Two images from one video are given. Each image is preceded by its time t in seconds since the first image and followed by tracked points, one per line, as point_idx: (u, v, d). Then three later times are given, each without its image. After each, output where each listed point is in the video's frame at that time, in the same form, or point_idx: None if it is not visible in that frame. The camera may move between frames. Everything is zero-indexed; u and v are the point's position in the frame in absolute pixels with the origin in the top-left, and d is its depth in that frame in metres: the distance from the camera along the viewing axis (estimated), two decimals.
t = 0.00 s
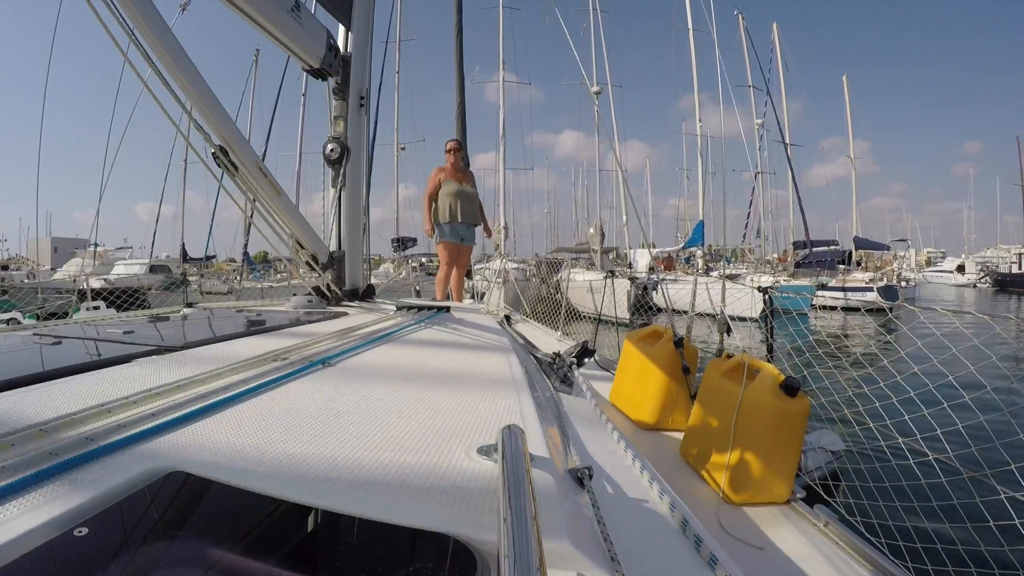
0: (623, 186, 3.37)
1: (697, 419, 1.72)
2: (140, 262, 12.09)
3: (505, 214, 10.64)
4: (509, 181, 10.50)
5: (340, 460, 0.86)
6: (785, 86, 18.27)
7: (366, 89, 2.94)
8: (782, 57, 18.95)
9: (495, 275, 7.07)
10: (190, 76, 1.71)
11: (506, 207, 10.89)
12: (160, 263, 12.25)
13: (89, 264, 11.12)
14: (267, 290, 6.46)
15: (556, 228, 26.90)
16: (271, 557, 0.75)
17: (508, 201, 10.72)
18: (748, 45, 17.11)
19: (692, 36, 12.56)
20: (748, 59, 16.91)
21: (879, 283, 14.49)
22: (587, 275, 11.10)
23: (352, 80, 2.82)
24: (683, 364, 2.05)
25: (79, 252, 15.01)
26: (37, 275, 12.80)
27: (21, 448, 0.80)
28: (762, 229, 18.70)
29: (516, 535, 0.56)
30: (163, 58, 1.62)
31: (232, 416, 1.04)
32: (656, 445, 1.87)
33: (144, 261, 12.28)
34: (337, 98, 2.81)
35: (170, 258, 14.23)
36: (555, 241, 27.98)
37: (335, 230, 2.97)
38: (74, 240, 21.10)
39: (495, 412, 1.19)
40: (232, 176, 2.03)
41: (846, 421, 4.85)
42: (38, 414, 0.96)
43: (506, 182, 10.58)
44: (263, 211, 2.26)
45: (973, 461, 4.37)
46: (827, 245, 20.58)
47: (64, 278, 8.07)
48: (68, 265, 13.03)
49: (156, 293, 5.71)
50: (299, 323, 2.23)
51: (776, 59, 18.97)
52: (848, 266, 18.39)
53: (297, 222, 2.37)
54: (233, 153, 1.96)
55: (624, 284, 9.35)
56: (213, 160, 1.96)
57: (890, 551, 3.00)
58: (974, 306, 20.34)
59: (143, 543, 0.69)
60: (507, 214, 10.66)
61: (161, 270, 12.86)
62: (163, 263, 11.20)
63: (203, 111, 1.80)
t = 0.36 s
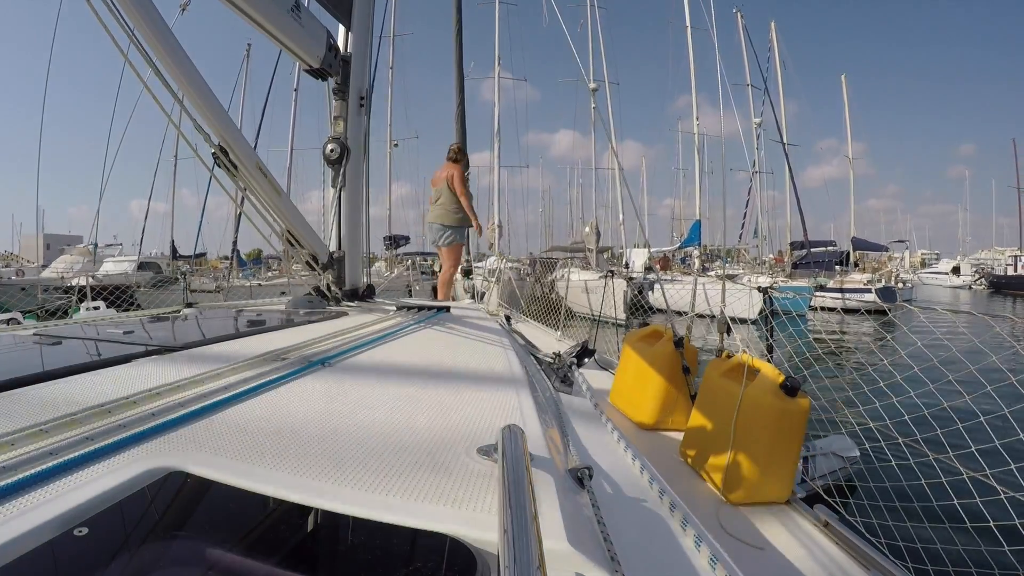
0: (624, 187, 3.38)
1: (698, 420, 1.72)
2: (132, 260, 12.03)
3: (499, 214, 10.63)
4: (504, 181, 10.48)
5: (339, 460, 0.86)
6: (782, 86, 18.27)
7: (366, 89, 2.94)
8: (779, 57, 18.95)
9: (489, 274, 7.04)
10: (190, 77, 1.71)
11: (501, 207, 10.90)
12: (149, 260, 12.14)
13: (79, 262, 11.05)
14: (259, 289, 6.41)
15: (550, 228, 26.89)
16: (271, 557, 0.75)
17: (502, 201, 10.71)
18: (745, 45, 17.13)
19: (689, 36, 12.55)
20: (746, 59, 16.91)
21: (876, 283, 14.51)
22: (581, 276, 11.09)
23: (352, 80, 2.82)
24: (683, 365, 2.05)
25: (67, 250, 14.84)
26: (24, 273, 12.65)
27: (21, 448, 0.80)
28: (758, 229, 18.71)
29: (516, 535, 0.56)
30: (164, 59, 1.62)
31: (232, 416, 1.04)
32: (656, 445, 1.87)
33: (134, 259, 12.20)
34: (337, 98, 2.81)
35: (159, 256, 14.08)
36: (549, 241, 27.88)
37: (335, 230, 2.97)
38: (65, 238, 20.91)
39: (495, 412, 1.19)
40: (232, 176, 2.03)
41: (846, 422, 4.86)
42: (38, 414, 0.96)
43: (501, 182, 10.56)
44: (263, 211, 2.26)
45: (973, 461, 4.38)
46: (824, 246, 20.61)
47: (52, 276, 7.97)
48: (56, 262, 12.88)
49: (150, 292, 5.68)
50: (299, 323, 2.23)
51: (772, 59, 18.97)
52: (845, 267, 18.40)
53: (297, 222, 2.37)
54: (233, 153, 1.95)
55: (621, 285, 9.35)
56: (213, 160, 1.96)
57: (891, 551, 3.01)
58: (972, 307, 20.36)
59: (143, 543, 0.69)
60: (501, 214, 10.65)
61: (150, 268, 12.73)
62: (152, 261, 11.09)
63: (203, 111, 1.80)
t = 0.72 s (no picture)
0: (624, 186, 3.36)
1: (698, 419, 1.72)
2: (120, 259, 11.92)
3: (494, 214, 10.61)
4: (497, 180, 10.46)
5: (339, 460, 0.85)
6: (778, 85, 18.27)
7: (366, 89, 2.94)
8: (774, 55, 18.89)
9: (484, 273, 7.01)
10: (190, 77, 1.71)
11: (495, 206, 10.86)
12: (139, 260, 12.04)
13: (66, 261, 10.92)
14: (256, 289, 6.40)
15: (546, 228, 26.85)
16: (271, 557, 0.75)
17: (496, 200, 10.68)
18: (741, 45, 17.12)
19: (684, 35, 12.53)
20: (742, 58, 16.92)
21: (871, 282, 14.54)
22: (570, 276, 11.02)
23: (352, 80, 2.82)
24: (683, 364, 2.04)
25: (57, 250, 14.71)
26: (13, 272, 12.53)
27: (21, 448, 0.80)
28: (754, 228, 18.72)
29: (517, 535, 0.56)
30: (164, 59, 1.62)
31: (231, 416, 1.03)
32: (656, 445, 1.87)
33: (121, 258, 12.06)
34: (337, 98, 2.81)
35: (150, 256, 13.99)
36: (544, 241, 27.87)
37: (336, 230, 2.97)
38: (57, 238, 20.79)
39: (495, 412, 1.18)
40: (233, 176, 2.03)
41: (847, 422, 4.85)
42: (38, 415, 0.96)
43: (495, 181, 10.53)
44: (263, 211, 2.26)
45: (972, 461, 4.39)
46: (820, 245, 20.63)
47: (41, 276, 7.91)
48: (44, 262, 12.75)
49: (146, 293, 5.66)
50: (299, 323, 2.23)
51: (768, 59, 18.97)
52: (841, 265, 18.44)
53: (297, 222, 2.37)
54: (233, 153, 1.95)
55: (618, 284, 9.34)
56: (213, 161, 1.96)
57: (890, 550, 3.02)
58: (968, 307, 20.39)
59: (143, 543, 0.69)
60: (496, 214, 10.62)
61: (140, 268, 12.63)
62: (142, 260, 11.00)
63: (203, 111, 1.80)
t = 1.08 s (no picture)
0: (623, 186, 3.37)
1: (698, 419, 1.72)
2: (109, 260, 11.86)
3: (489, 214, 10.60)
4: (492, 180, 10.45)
5: (339, 460, 0.85)
6: (771, 84, 18.30)
7: (366, 89, 2.94)
8: (769, 55, 18.90)
9: (479, 273, 7.00)
10: (190, 76, 1.71)
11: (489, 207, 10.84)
12: (128, 261, 11.95)
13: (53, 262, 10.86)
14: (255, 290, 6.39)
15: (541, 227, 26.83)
16: (271, 557, 0.75)
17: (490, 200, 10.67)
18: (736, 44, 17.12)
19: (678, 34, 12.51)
20: (736, 57, 16.92)
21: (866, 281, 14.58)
22: (565, 276, 11.01)
23: (352, 80, 2.82)
24: (683, 364, 2.04)
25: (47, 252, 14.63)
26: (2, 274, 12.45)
27: (21, 448, 0.80)
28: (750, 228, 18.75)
29: (517, 535, 0.56)
30: (163, 59, 1.62)
31: (230, 416, 1.03)
32: (656, 445, 1.87)
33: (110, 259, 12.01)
34: (337, 98, 2.81)
35: (141, 257, 13.90)
36: (538, 240, 27.86)
37: (336, 230, 2.97)
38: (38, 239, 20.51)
39: (495, 413, 1.19)
40: (233, 176, 2.04)
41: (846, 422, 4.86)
42: (38, 415, 0.96)
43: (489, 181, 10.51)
44: (263, 211, 2.26)
45: (972, 461, 4.40)
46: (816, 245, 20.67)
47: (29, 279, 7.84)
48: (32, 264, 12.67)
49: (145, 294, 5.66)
50: (298, 323, 2.23)
51: (762, 59, 18.99)
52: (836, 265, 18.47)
53: (297, 222, 2.37)
54: (233, 153, 1.96)
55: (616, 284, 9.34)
56: (214, 160, 1.96)
57: (891, 551, 3.02)
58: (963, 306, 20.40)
59: (143, 543, 0.69)
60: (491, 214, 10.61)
61: (128, 268, 12.55)
62: (132, 260, 10.95)
63: (203, 111, 1.81)
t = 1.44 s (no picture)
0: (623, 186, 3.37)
1: (698, 419, 1.72)
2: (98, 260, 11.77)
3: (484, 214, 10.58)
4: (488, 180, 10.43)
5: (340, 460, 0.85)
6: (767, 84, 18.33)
7: (365, 89, 2.94)
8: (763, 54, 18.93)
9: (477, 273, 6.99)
10: (189, 76, 1.71)
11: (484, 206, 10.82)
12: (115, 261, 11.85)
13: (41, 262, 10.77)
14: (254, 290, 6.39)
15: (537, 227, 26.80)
16: (271, 556, 0.75)
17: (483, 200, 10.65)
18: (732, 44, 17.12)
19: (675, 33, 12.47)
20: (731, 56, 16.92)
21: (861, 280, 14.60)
22: (560, 276, 10.97)
23: (352, 80, 2.82)
24: (683, 364, 2.04)
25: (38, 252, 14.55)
26: None
27: (21, 448, 0.80)
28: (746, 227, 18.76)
29: (517, 535, 0.56)
30: (163, 60, 1.62)
31: (230, 416, 1.03)
32: (656, 445, 1.87)
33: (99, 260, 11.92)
34: (336, 98, 2.81)
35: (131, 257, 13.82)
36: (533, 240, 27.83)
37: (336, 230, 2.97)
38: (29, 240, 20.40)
39: (496, 412, 1.19)
40: (233, 176, 2.04)
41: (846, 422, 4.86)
42: (37, 415, 0.96)
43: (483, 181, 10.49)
44: (263, 211, 2.25)
45: (972, 461, 4.40)
46: (812, 244, 20.70)
47: (16, 280, 7.77)
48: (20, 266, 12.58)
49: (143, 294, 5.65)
50: (298, 323, 2.23)
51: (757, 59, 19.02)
52: (832, 264, 18.50)
53: (297, 222, 2.37)
54: (233, 153, 1.96)
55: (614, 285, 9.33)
56: (213, 160, 1.97)
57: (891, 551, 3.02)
58: (958, 305, 20.44)
59: (143, 543, 0.69)
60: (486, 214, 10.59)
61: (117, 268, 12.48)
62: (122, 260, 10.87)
63: (203, 111, 1.81)
